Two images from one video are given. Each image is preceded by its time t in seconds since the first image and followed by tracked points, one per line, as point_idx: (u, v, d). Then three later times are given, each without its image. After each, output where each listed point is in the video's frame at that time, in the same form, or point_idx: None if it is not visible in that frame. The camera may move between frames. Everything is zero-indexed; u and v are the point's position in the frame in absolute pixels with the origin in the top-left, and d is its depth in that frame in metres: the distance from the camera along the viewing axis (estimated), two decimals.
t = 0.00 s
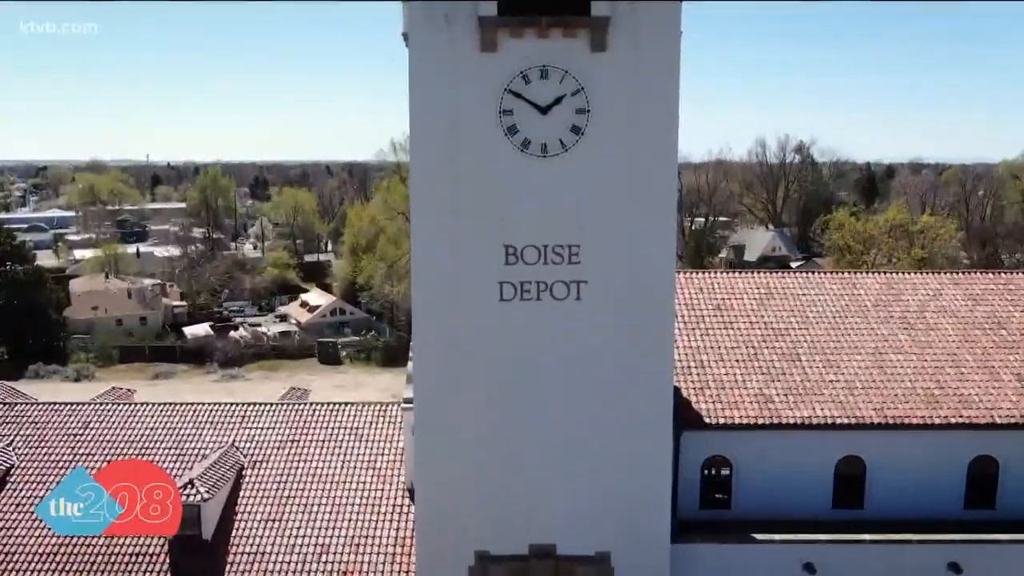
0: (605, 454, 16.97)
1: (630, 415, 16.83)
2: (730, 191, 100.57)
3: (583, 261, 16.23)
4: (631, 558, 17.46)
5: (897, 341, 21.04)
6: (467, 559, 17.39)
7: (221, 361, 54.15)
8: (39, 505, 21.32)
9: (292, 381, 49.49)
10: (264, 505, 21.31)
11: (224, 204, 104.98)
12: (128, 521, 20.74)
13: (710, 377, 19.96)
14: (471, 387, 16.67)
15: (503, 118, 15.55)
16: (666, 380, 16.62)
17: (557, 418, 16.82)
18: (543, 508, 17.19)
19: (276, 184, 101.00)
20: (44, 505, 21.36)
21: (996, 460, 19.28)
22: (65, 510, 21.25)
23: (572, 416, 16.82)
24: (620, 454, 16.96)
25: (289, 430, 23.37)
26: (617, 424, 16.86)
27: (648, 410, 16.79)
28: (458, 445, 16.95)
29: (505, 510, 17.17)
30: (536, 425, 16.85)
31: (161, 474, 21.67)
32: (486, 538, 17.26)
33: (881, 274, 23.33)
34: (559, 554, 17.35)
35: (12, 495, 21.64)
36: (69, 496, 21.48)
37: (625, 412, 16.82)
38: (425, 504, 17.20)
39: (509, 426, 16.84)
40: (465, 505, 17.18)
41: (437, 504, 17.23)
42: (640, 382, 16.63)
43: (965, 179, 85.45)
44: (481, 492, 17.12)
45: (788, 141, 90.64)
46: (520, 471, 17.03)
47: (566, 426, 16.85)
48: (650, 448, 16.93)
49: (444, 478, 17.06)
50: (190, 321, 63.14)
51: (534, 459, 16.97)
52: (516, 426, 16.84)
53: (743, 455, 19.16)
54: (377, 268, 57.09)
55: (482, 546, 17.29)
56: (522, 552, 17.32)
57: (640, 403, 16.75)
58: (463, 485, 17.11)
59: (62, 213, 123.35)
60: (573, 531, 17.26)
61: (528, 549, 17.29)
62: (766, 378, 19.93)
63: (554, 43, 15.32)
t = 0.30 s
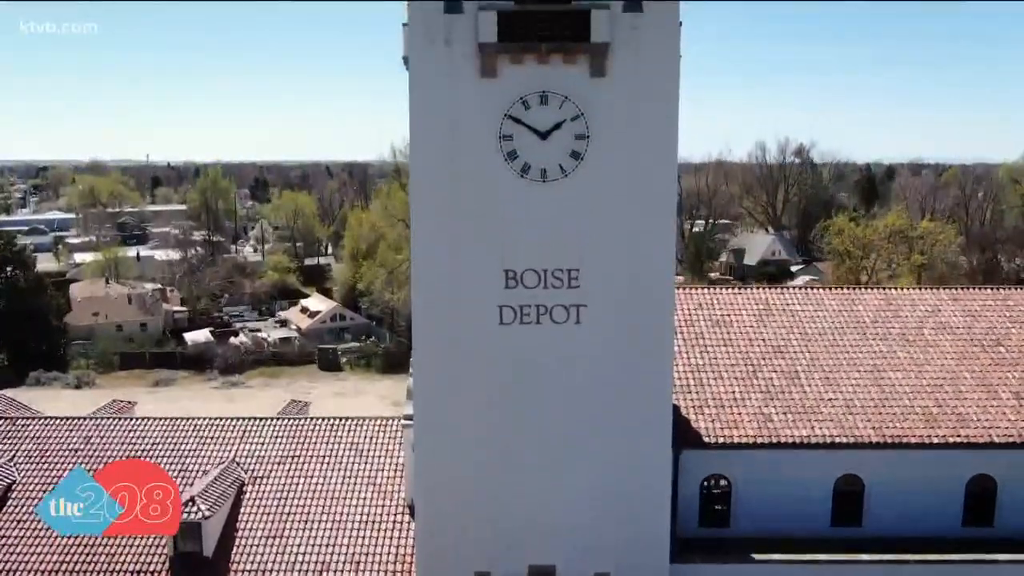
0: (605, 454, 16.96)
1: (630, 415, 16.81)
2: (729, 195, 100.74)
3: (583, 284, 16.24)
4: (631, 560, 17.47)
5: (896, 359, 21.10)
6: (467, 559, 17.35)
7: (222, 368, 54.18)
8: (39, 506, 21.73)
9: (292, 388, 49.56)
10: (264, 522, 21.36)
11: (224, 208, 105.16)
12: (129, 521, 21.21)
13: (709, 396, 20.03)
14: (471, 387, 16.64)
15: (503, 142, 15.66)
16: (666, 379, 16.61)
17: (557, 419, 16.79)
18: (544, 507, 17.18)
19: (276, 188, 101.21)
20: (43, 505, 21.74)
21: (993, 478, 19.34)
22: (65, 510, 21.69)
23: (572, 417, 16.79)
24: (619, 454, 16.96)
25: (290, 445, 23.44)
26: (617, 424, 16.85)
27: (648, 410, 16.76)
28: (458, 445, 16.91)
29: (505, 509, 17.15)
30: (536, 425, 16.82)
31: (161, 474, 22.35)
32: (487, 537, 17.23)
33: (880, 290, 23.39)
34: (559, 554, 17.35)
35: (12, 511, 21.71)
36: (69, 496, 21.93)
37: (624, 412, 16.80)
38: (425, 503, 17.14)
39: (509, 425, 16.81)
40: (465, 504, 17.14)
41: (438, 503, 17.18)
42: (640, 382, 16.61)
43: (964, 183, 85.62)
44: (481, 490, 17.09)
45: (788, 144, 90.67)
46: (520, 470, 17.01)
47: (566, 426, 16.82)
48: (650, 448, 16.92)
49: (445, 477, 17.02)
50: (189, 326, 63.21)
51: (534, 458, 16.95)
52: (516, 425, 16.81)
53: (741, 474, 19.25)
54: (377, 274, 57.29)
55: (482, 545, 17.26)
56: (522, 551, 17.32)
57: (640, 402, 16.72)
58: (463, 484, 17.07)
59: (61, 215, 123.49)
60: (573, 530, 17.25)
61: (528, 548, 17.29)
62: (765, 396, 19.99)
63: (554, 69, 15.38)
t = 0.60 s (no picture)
0: (605, 453, 17.00)
1: (630, 415, 16.84)
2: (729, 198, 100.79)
3: (583, 309, 16.35)
4: (632, 562, 17.48)
5: (895, 376, 21.17)
6: (467, 558, 17.34)
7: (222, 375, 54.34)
8: (40, 505, 22.23)
9: (293, 395, 49.64)
10: (264, 539, 21.43)
11: (224, 211, 105.22)
12: (129, 520, 21.75)
13: (709, 415, 20.10)
14: (472, 388, 16.64)
15: (503, 168, 15.73)
16: (666, 380, 16.64)
17: (557, 420, 16.81)
18: (544, 506, 17.20)
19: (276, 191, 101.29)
20: (43, 505, 22.26)
21: (991, 496, 19.41)
22: (64, 510, 22.20)
23: (572, 419, 16.82)
24: (619, 455, 17.00)
25: (290, 461, 23.51)
26: (617, 424, 16.88)
27: (648, 410, 16.80)
28: (458, 444, 16.89)
29: (505, 507, 17.16)
30: (536, 425, 16.84)
31: (161, 474, 23.02)
32: (487, 536, 17.22)
33: (880, 306, 23.47)
34: (559, 553, 17.37)
35: (13, 529, 21.77)
36: (69, 496, 22.46)
37: (624, 412, 16.83)
38: (425, 502, 17.12)
39: (509, 425, 16.82)
40: (465, 503, 17.13)
41: (438, 502, 17.18)
42: (640, 381, 16.63)
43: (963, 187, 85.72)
44: (481, 490, 17.08)
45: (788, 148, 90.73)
46: (520, 470, 17.02)
47: (566, 426, 16.85)
48: (650, 447, 16.96)
49: (445, 476, 17.01)
50: (190, 332, 63.25)
51: (534, 458, 16.97)
52: (516, 426, 16.82)
53: (740, 492, 19.32)
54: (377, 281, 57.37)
55: (482, 544, 17.25)
56: (522, 550, 17.32)
57: (640, 402, 16.75)
58: (463, 484, 17.07)
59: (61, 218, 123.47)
60: (574, 529, 17.28)
61: (528, 546, 17.29)
62: (764, 415, 20.07)
63: (554, 95, 15.44)
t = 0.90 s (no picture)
0: (605, 458, 17.04)
1: (629, 422, 16.88)
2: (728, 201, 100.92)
3: (583, 333, 16.46)
4: (632, 568, 17.57)
5: (894, 395, 21.26)
6: (467, 558, 17.41)
7: (222, 381, 54.58)
8: (40, 505, 22.73)
9: (293, 402, 49.77)
10: (266, 555, 21.52)
11: (224, 214, 105.35)
12: (129, 520, 22.37)
13: (708, 433, 20.18)
14: (472, 395, 16.68)
15: (504, 194, 15.80)
16: (665, 387, 16.68)
17: (557, 426, 16.84)
18: (544, 508, 17.24)
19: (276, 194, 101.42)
20: (44, 505, 22.77)
21: (989, 515, 19.49)
22: (65, 509, 22.73)
23: (572, 429, 16.87)
24: (619, 462, 17.04)
25: (291, 476, 23.61)
26: (617, 430, 16.91)
27: (648, 415, 16.84)
28: (458, 448, 16.92)
29: (506, 510, 17.20)
30: (537, 443, 16.92)
31: (161, 474, 23.54)
32: (487, 537, 17.28)
33: (878, 321, 23.58)
34: (559, 554, 17.40)
35: (16, 545, 21.84)
36: (69, 496, 23.00)
37: (624, 419, 16.86)
38: (425, 504, 17.15)
39: (510, 433, 16.85)
40: (465, 506, 17.17)
41: (438, 504, 17.21)
42: (640, 388, 16.67)
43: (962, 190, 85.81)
44: (481, 494, 17.12)
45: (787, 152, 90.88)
46: (520, 475, 17.05)
47: (567, 432, 16.87)
48: (650, 448, 16.99)
49: (445, 480, 17.04)
50: (190, 337, 63.34)
51: (534, 463, 17.01)
52: (516, 434, 16.86)
53: (740, 510, 19.41)
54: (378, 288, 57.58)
55: (482, 545, 17.31)
56: (522, 553, 17.37)
57: (640, 408, 16.79)
58: (463, 487, 17.09)
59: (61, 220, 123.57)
60: (574, 531, 17.32)
61: (529, 549, 17.34)
62: (763, 433, 20.16)
63: (554, 120, 15.52)
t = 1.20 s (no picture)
0: (604, 460, 17.04)
1: (629, 426, 16.89)
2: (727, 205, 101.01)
3: (583, 356, 16.54)
4: (632, 571, 17.66)
5: (892, 412, 21.35)
6: (467, 557, 17.48)
7: (222, 388, 54.58)
8: (41, 505, 23.24)
9: (293, 409, 49.81)
10: (267, 570, 21.58)
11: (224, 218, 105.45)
12: (129, 520, 22.85)
13: (707, 451, 20.27)
14: (472, 400, 16.68)
15: (503, 220, 15.91)
16: (665, 391, 16.69)
17: (557, 432, 16.86)
18: (544, 508, 17.28)
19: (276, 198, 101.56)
20: (44, 505, 23.27)
21: (987, 532, 19.59)
22: (65, 509, 23.23)
23: (572, 437, 16.90)
24: (618, 468, 17.08)
25: (292, 491, 23.71)
26: (617, 434, 16.93)
27: (648, 418, 16.84)
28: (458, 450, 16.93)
29: (506, 510, 17.25)
30: (536, 439, 16.89)
31: (160, 474, 24.11)
32: (487, 537, 17.34)
33: (875, 338, 23.72)
34: (558, 551, 17.45)
35: (18, 561, 21.77)
36: (68, 496, 23.54)
37: (624, 423, 16.88)
38: (425, 504, 17.21)
39: (509, 440, 16.87)
40: (465, 505, 17.22)
41: (438, 504, 17.26)
42: (639, 393, 16.69)
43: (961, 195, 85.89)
44: (481, 494, 17.16)
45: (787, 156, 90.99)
46: (520, 477, 17.08)
47: (567, 436, 16.89)
48: (651, 452, 17.02)
49: (445, 480, 17.06)
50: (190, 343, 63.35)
51: (534, 465, 17.04)
52: (516, 440, 16.89)
53: (739, 528, 19.49)
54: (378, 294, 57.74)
55: (482, 545, 17.37)
56: (523, 553, 17.42)
57: (640, 412, 16.80)
58: (463, 486, 17.13)
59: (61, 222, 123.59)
60: (574, 531, 17.37)
61: (529, 550, 17.40)
62: (762, 451, 20.25)
63: (553, 146, 15.61)
